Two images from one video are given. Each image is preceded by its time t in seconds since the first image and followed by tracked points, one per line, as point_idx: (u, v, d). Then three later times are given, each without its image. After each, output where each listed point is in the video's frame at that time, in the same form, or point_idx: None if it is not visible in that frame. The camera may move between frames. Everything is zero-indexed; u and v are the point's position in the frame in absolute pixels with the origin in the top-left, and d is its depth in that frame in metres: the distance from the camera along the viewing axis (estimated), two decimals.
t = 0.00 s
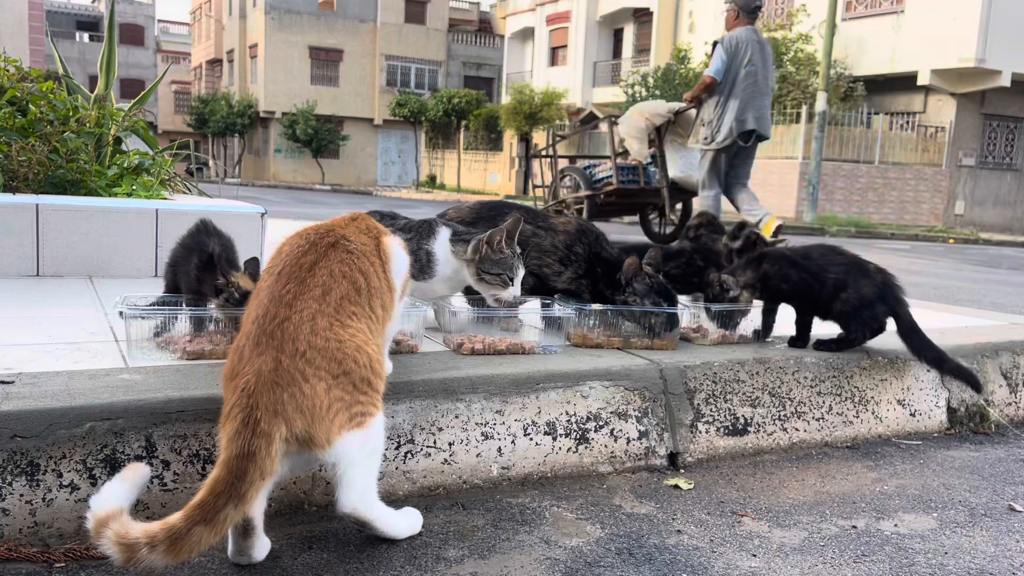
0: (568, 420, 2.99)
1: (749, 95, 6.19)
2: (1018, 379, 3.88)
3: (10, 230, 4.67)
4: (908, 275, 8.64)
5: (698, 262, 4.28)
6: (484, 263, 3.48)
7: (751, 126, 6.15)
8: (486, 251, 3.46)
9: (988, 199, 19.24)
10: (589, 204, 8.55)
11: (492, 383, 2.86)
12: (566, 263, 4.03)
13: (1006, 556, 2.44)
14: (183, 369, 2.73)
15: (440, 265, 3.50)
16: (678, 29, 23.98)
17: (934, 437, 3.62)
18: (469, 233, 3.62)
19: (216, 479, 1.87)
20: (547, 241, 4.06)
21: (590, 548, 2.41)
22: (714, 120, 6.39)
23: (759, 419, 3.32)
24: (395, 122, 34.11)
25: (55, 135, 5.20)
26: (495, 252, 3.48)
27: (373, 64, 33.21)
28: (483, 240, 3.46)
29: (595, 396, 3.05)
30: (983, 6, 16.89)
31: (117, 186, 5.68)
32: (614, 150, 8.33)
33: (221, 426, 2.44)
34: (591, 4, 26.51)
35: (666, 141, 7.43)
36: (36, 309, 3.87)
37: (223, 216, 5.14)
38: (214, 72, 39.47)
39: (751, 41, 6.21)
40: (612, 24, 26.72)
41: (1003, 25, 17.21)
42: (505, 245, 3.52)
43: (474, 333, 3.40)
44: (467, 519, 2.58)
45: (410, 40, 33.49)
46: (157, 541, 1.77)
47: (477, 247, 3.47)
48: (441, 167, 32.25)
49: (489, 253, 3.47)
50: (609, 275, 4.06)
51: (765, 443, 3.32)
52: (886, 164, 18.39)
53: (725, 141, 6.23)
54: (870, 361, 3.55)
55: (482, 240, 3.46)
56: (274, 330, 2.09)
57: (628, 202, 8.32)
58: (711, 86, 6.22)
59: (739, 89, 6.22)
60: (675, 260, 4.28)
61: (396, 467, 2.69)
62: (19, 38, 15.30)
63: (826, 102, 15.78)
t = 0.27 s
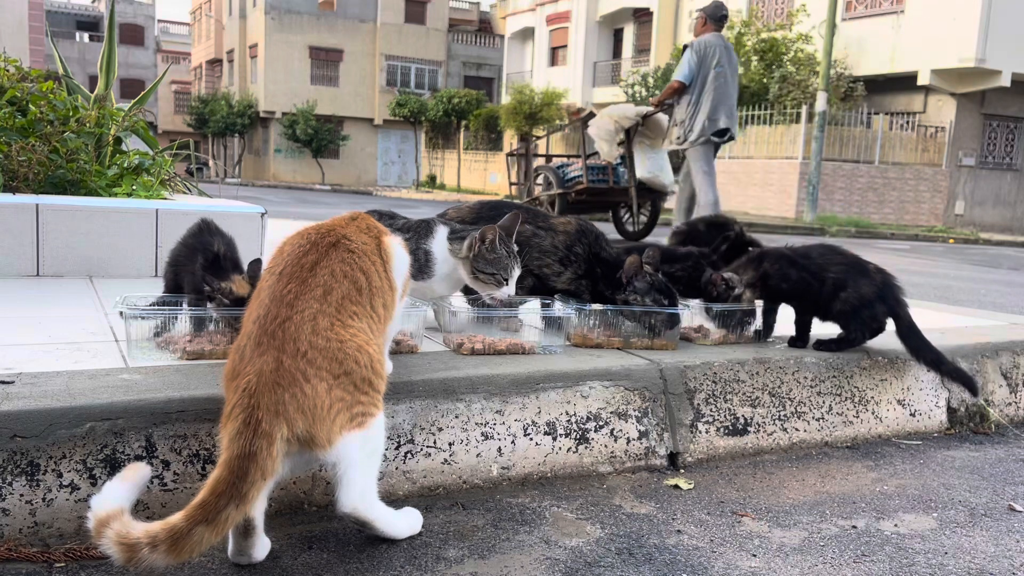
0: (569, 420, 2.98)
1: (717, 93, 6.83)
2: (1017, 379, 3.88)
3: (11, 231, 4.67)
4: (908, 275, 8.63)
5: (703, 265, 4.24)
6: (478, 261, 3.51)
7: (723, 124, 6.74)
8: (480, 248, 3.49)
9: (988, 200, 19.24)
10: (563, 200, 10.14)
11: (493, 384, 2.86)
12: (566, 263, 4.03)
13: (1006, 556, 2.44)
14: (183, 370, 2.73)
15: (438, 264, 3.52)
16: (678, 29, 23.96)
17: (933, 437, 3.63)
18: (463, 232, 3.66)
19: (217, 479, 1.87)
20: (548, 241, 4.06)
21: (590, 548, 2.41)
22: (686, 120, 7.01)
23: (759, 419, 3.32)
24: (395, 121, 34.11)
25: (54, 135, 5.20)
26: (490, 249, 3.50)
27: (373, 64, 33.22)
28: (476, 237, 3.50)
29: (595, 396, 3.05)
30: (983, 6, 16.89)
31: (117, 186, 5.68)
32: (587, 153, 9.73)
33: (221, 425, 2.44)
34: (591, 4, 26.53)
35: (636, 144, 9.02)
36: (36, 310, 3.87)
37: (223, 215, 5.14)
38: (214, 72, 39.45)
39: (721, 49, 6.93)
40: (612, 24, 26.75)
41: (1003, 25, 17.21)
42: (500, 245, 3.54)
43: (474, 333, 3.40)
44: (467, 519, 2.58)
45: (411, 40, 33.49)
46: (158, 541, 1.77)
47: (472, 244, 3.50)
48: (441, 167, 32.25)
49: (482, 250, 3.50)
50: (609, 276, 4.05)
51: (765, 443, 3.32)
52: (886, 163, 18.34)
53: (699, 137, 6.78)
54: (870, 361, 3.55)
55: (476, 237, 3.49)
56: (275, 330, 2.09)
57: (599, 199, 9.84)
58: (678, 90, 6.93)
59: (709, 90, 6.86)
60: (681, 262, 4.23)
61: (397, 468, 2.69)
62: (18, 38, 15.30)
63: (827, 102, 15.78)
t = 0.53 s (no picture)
0: (569, 420, 2.99)
1: (687, 93, 7.36)
2: (1017, 379, 3.88)
3: (11, 230, 4.67)
4: (907, 275, 8.62)
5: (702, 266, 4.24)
6: (483, 259, 3.49)
7: (689, 122, 7.28)
8: (483, 246, 3.46)
9: (988, 200, 19.25)
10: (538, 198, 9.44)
11: (492, 384, 2.86)
12: (565, 263, 4.03)
13: (1006, 556, 2.44)
14: (183, 369, 2.72)
15: (432, 263, 3.44)
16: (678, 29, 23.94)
17: (934, 437, 3.62)
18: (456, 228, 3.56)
19: (217, 479, 1.87)
20: (548, 241, 4.06)
21: (590, 548, 2.41)
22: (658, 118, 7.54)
23: (759, 419, 3.32)
24: (395, 121, 34.09)
25: (54, 135, 5.20)
26: (491, 246, 3.49)
27: (373, 63, 33.20)
28: (477, 236, 3.45)
29: (595, 396, 3.05)
30: (983, 6, 16.88)
31: (117, 186, 5.68)
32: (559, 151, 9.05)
33: (221, 425, 2.44)
34: (591, 4, 26.52)
35: (609, 144, 8.78)
36: (36, 310, 3.87)
37: (223, 216, 5.14)
38: (213, 72, 39.45)
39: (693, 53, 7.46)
40: (612, 24, 26.74)
41: (1003, 25, 17.21)
42: (500, 241, 3.53)
43: (474, 334, 3.39)
44: (467, 519, 2.58)
45: (410, 40, 33.48)
46: (158, 541, 1.77)
47: (475, 241, 3.45)
48: (441, 167, 32.23)
49: (486, 248, 3.47)
50: (608, 276, 4.07)
51: (765, 443, 3.32)
52: (886, 163, 18.35)
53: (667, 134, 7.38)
54: (870, 361, 3.55)
55: (479, 234, 3.45)
56: (276, 330, 2.08)
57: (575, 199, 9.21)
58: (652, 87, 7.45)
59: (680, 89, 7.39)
60: (678, 261, 4.23)
61: (397, 468, 2.69)
62: (18, 38, 15.29)
63: (827, 102, 15.78)
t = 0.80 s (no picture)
0: (569, 420, 2.99)
1: (658, 98, 7.39)
2: (1018, 379, 3.88)
3: (11, 230, 4.67)
4: (907, 275, 8.62)
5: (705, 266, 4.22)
6: (485, 256, 3.50)
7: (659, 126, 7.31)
8: (486, 243, 3.48)
9: (988, 199, 19.26)
10: (516, 195, 9.34)
11: (492, 384, 2.86)
12: (566, 263, 4.03)
13: (1006, 556, 2.44)
14: (183, 369, 2.72)
15: (429, 262, 3.42)
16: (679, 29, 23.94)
17: (933, 437, 3.63)
18: (454, 229, 3.59)
19: (218, 481, 1.87)
20: (548, 241, 4.06)
21: (590, 548, 2.41)
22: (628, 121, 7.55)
23: (760, 419, 3.32)
24: (395, 121, 34.10)
25: (54, 135, 5.20)
26: (494, 243, 3.51)
27: (373, 63, 33.20)
28: (481, 233, 3.47)
29: (595, 396, 3.05)
30: (983, 6, 16.87)
31: (117, 186, 5.68)
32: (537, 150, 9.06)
33: (221, 425, 2.44)
34: (591, 4, 26.53)
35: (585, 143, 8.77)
36: (36, 309, 3.87)
37: (223, 216, 5.14)
38: (213, 72, 39.45)
39: (662, 58, 7.54)
40: (612, 24, 26.74)
41: (1003, 25, 17.21)
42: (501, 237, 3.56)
43: (474, 334, 3.39)
44: (467, 519, 2.58)
45: (411, 40, 33.49)
46: (160, 543, 1.77)
47: (476, 239, 3.48)
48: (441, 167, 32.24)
49: (489, 245, 3.49)
50: (608, 277, 4.07)
51: (765, 443, 3.32)
52: (886, 163, 18.35)
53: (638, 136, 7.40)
54: (870, 361, 3.55)
55: (482, 232, 3.47)
56: (277, 331, 2.08)
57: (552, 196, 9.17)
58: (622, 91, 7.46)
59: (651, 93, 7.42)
60: (681, 262, 4.23)
61: (397, 468, 2.69)
62: (18, 38, 15.29)
63: (827, 103, 15.77)
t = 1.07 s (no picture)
0: (569, 420, 2.98)
1: (631, 102, 7.41)
2: (1017, 379, 3.88)
3: (11, 230, 4.67)
4: (906, 275, 8.62)
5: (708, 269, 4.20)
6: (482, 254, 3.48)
7: (631, 131, 7.37)
8: (484, 241, 3.45)
9: (988, 199, 19.27)
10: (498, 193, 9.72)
11: (492, 383, 2.86)
12: (565, 263, 4.03)
13: (1006, 556, 2.44)
14: (183, 369, 2.72)
15: (427, 263, 3.44)
16: (678, 29, 23.93)
17: (933, 437, 3.63)
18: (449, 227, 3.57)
19: (218, 482, 1.87)
20: (548, 241, 4.06)
21: (590, 548, 2.41)
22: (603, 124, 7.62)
23: (759, 419, 3.32)
24: (395, 121, 34.09)
25: (54, 135, 5.20)
26: (492, 240, 3.50)
27: (373, 64, 33.18)
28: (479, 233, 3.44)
29: (595, 396, 3.05)
30: (983, 6, 16.85)
31: (117, 186, 5.68)
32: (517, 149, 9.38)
33: (221, 425, 2.44)
34: (591, 4, 26.52)
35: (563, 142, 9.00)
36: (37, 309, 3.87)
37: (224, 216, 5.14)
38: (213, 72, 39.45)
39: (636, 62, 7.55)
40: (612, 23, 26.73)
41: (1003, 25, 17.20)
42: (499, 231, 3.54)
43: (474, 334, 3.39)
44: (467, 519, 2.58)
45: (410, 40, 33.48)
46: (160, 543, 1.77)
47: (473, 239, 3.45)
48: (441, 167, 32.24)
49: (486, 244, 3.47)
50: (609, 277, 4.06)
51: (765, 443, 3.32)
52: (886, 163, 18.34)
53: (612, 142, 7.45)
54: (871, 361, 3.55)
55: (479, 231, 3.44)
56: (277, 331, 2.08)
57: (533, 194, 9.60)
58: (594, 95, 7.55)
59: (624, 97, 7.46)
60: (685, 263, 4.21)
61: (396, 468, 2.69)
62: (17, 38, 15.28)
63: (827, 103, 15.76)
